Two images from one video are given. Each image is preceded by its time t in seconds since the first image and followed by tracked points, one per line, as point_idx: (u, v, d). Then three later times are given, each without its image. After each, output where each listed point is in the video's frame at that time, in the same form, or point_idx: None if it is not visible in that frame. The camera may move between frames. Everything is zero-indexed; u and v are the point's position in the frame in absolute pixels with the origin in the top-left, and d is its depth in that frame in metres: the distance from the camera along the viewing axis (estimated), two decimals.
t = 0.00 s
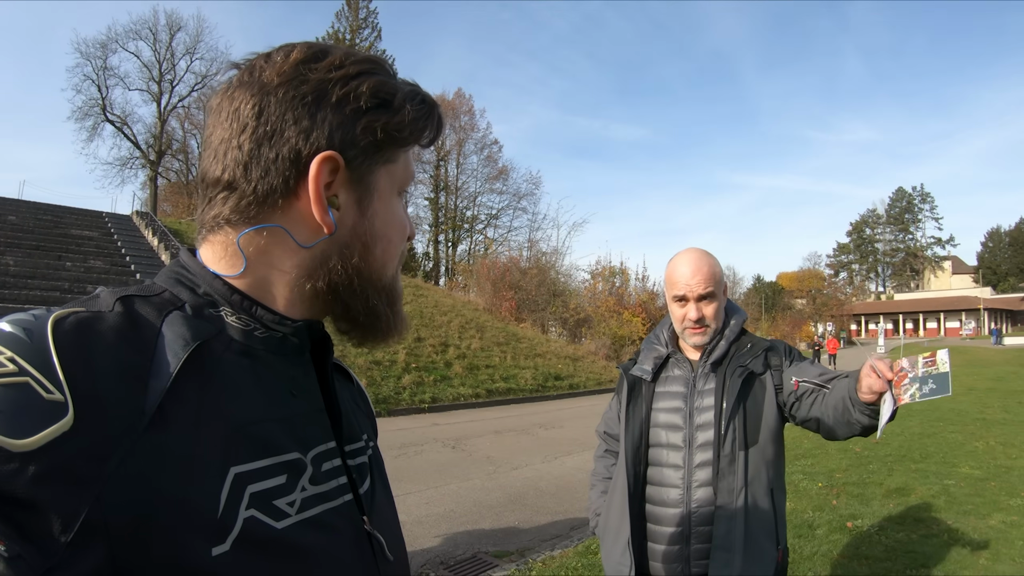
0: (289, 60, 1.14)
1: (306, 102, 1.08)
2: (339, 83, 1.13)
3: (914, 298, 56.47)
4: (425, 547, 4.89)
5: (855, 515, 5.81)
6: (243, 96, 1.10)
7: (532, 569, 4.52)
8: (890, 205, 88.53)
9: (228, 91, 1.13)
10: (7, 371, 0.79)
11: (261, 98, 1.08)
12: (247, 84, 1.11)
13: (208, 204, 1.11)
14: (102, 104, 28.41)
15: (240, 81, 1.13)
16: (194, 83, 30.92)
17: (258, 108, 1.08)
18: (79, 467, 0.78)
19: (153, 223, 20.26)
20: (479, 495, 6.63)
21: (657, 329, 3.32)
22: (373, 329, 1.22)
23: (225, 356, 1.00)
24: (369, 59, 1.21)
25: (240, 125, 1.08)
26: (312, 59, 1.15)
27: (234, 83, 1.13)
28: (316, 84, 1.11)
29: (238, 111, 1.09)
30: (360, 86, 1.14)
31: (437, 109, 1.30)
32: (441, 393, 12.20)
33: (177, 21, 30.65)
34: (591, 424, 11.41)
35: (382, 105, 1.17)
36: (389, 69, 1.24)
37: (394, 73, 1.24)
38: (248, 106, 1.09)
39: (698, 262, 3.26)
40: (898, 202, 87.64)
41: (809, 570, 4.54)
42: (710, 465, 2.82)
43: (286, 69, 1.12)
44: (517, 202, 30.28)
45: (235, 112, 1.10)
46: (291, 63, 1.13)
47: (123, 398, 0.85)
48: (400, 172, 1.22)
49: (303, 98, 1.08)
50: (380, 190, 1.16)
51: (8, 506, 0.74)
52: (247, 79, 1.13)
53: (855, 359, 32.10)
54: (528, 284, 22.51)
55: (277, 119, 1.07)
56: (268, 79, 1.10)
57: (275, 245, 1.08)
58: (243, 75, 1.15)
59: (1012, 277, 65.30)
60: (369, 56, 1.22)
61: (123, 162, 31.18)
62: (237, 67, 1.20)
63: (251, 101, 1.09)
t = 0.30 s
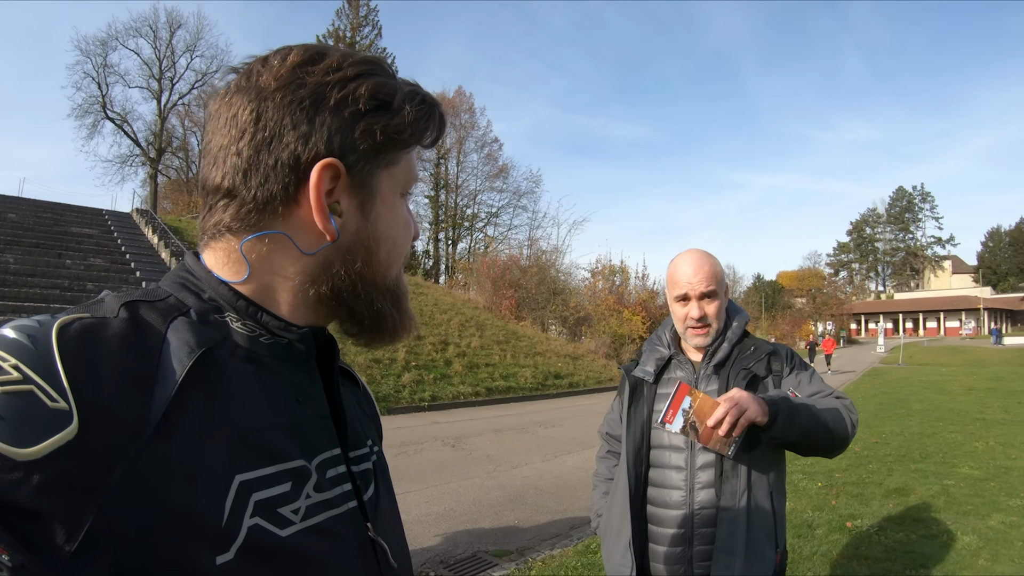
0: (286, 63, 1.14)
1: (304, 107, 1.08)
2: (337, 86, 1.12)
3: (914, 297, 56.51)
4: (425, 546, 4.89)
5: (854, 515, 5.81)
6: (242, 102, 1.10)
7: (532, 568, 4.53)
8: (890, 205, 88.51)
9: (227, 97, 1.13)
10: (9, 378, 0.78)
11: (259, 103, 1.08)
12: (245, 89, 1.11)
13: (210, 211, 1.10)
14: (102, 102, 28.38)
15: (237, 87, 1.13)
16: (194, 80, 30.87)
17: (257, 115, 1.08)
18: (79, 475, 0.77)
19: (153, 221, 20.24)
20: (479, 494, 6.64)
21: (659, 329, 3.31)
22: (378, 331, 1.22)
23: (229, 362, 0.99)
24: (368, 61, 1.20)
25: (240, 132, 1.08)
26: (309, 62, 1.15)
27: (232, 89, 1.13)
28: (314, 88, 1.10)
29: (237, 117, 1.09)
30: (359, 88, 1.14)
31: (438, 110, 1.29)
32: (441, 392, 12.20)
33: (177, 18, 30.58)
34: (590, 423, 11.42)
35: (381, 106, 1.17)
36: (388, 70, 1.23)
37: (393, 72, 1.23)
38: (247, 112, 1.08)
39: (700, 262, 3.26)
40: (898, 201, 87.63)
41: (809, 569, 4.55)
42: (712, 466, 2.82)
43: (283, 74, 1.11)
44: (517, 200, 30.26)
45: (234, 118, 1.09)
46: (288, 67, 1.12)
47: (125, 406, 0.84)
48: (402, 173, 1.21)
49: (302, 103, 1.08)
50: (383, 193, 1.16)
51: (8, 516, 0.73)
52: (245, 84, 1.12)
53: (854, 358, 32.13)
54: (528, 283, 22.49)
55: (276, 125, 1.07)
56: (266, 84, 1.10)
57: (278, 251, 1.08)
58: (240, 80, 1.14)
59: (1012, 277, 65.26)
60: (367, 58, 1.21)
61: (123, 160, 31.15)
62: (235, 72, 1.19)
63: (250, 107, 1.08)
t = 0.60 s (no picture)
0: (291, 63, 1.14)
1: (310, 107, 1.08)
2: (343, 85, 1.12)
3: (914, 295, 56.51)
4: (425, 543, 4.91)
5: (853, 513, 5.82)
6: (247, 101, 1.10)
7: (532, 565, 4.54)
8: (890, 204, 88.53)
9: (231, 96, 1.13)
10: (14, 372, 0.78)
11: (265, 103, 1.08)
12: (250, 89, 1.11)
13: (213, 210, 1.11)
14: (102, 100, 28.36)
15: (242, 85, 1.13)
16: (194, 78, 30.82)
17: (262, 115, 1.08)
18: (83, 469, 0.78)
19: (153, 218, 20.25)
20: (479, 491, 6.65)
21: (658, 328, 3.32)
22: (379, 330, 1.22)
23: (232, 357, 1.00)
24: (372, 61, 1.21)
25: (245, 132, 1.08)
26: (314, 62, 1.15)
27: (237, 88, 1.13)
28: (319, 87, 1.10)
29: (242, 116, 1.09)
30: (364, 87, 1.14)
31: (442, 109, 1.30)
32: (441, 389, 12.22)
33: (177, 15, 30.53)
34: (590, 421, 11.44)
35: (386, 106, 1.17)
36: (392, 69, 1.23)
37: (397, 72, 1.24)
38: (253, 112, 1.08)
39: (697, 263, 3.23)
40: (898, 200, 87.68)
41: (807, 568, 4.56)
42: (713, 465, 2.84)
43: (288, 73, 1.11)
44: (517, 198, 30.25)
45: (239, 116, 1.09)
46: (294, 67, 1.12)
47: (130, 400, 0.85)
48: (405, 172, 1.22)
49: (307, 103, 1.08)
50: (386, 192, 1.16)
51: (13, 508, 0.74)
52: (250, 83, 1.12)
53: (854, 357, 32.20)
54: (528, 281, 22.46)
55: (282, 125, 1.07)
56: (271, 84, 1.10)
57: (283, 250, 1.08)
58: (246, 78, 1.14)
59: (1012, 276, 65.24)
60: (372, 57, 1.21)
61: (123, 157, 31.12)
62: (238, 71, 1.19)
63: (256, 107, 1.09)
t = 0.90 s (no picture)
0: (292, 59, 1.14)
1: (310, 103, 1.08)
2: (343, 83, 1.13)
3: (912, 295, 56.60)
4: (423, 543, 4.90)
5: (851, 512, 5.83)
6: (247, 96, 1.10)
7: (530, 565, 4.54)
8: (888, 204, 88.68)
9: (231, 91, 1.13)
10: (13, 369, 0.79)
11: (265, 98, 1.08)
12: (251, 84, 1.11)
13: (211, 206, 1.11)
14: (100, 99, 28.30)
15: (242, 81, 1.13)
16: (192, 77, 30.75)
17: (263, 110, 1.08)
18: (81, 466, 0.78)
19: (151, 218, 20.21)
20: (477, 490, 6.65)
21: (658, 325, 3.31)
22: (376, 328, 1.22)
23: (230, 354, 1.00)
24: (372, 59, 1.21)
25: (245, 126, 1.08)
26: (315, 59, 1.15)
27: (237, 83, 1.13)
28: (320, 84, 1.10)
29: (242, 111, 1.09)
30: (364, 86, 1.14)
31: (440, 107, 1.30)
32: (439, 389, 12.21)
33: (175, 15, 30.49)
34: (588, 421, 11.45)
35: (385, 104, 1.17)
36: (391, 68, 1.23)
37: (395, 71, 1.23)
38: (252, 107, 1.08)
39: (696, 266, 3.21)
40: (895, 201, 87.85)
41: (806, 567, 4.56)
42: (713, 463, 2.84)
43: (289, 70, 1.11)
44: (515, 198, 30.25)
45: (238, 112, 1.09)
46: (295, 64, 1.13)
47: (127, 396, 0.85)
48: (403, 170, 1.22)
49: (307, 99, 1.08)
50: (384, 190, 1.16)
51: (11, 503, 0.74)
52: (251, 78, 1.12)
53: (852, 356, 32.24)
54: (526, 280, 22.43)
55: (282, 120, 1.07)
56: (272, 79, 1.10)
57: (281, 246, 1.08)
58: (246, 74, 1.14)
59: (1010, 275, 65.37)
60: (373, 56, 1.21)
61: (121, 157, 31.04)
62: (239, 66, 1.19)
63: (256, 102, 1.09)
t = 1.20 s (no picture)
0: (303, 59, 1.14)
1: (320, 102, 1.08)
2: (352, 85, 1.13)
3: (910, 295, 56.69)
4: (422, 543, 4.89)
5: (850, 512, 5.84)
6: (257, 93, 1.10)
7: (529, 565, 4.53)
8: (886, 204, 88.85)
9: (239, 88, 1.13)
10: (11, 368, 0.78)
11: (275, 96, 1.08)
12: (261, 80, 1.11)
13: (215, 201, 1.10)
14: (97, 99, 28.22)
15: (251, 78, 1.13)
16: (190, 77, 30.70)
17: (272, 106, 1.08)
18: (80, 464, 0.78)
19: (148, 218, 20.15)
20: (475, 491, 6.64)
21: (659, 324, 3.31)
22: (373, 331, 1.21)
23: (230, 353, 0.99)
24: (381, 64, 1.21)
25: (253, 122, 1.08)
26: (326, 60, 1.15)
27: (246, 80, 1.13)
28: (330, 84, 1.10)
29: (251, 107, 1.09)
30: (373, 88, 1.14)
31: (444, 113, 1.30)
32: (437, 389, 12.20)
33: (173, 15, 30.45)
34: (587, 421, 11.45)
35: (392, 107, 1.17)
36: (398, 72, 1.23)
37: (403, 75, 1.23)
38: (262, 103, 1.08)
39: (697, 265, 3.22)
40: (893, 201, 88.05)
41: (805, 566, 4.57)
42: (713, 462, 2.84)
43: (300, 69, 1.11)
44: (513, 198, 30.24)
45: (248, 108, 1.09)
46: (305, 63, 1.13)
47: (128, 395, 0.84)
48: (406, 174, 1.21)
49: (317, 98, 1.08)
50: (387, 193, 1.16)
51: (9, 501, 0.74)
52: (260, 75, 1.12)
53: (850, 356, 32.27)
54: (524, 280, 22.41)
55: (290, 118, 1.07)
56: (282, 77, 1.10)
57: (285, 244, 1.07)
58: (254, 72, 1.14)
59: (1008, 275, 65.48)
60: (382, 61, 1.22)
61: (118, 158, 30.98)
62: (248, 64, 1.19)
63: (266, 98, 1.09)
